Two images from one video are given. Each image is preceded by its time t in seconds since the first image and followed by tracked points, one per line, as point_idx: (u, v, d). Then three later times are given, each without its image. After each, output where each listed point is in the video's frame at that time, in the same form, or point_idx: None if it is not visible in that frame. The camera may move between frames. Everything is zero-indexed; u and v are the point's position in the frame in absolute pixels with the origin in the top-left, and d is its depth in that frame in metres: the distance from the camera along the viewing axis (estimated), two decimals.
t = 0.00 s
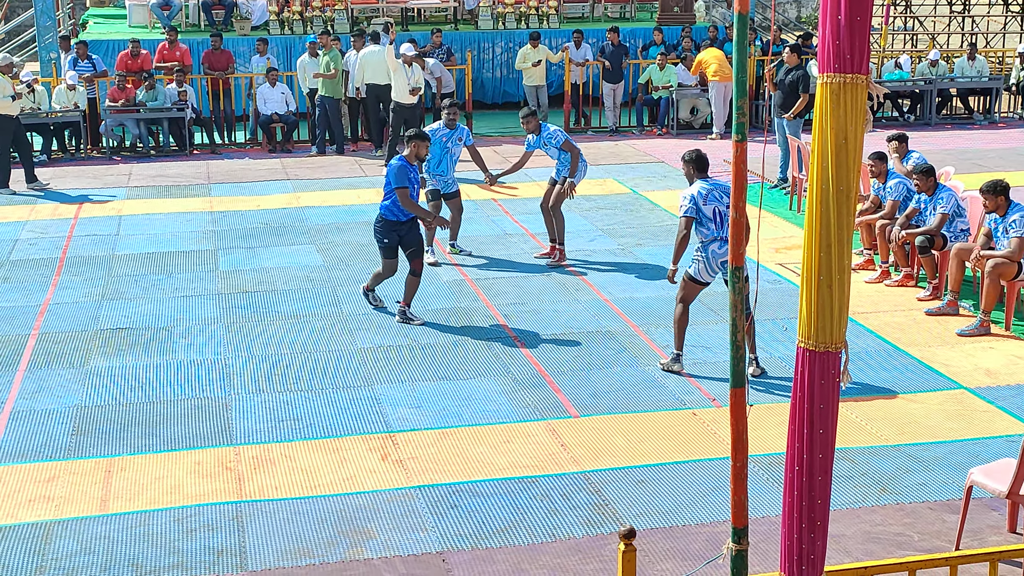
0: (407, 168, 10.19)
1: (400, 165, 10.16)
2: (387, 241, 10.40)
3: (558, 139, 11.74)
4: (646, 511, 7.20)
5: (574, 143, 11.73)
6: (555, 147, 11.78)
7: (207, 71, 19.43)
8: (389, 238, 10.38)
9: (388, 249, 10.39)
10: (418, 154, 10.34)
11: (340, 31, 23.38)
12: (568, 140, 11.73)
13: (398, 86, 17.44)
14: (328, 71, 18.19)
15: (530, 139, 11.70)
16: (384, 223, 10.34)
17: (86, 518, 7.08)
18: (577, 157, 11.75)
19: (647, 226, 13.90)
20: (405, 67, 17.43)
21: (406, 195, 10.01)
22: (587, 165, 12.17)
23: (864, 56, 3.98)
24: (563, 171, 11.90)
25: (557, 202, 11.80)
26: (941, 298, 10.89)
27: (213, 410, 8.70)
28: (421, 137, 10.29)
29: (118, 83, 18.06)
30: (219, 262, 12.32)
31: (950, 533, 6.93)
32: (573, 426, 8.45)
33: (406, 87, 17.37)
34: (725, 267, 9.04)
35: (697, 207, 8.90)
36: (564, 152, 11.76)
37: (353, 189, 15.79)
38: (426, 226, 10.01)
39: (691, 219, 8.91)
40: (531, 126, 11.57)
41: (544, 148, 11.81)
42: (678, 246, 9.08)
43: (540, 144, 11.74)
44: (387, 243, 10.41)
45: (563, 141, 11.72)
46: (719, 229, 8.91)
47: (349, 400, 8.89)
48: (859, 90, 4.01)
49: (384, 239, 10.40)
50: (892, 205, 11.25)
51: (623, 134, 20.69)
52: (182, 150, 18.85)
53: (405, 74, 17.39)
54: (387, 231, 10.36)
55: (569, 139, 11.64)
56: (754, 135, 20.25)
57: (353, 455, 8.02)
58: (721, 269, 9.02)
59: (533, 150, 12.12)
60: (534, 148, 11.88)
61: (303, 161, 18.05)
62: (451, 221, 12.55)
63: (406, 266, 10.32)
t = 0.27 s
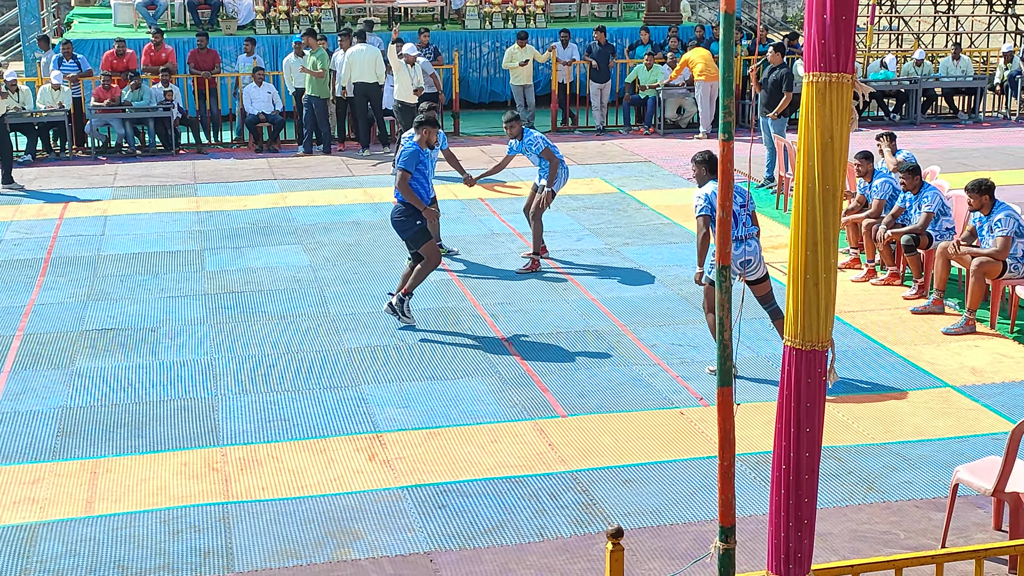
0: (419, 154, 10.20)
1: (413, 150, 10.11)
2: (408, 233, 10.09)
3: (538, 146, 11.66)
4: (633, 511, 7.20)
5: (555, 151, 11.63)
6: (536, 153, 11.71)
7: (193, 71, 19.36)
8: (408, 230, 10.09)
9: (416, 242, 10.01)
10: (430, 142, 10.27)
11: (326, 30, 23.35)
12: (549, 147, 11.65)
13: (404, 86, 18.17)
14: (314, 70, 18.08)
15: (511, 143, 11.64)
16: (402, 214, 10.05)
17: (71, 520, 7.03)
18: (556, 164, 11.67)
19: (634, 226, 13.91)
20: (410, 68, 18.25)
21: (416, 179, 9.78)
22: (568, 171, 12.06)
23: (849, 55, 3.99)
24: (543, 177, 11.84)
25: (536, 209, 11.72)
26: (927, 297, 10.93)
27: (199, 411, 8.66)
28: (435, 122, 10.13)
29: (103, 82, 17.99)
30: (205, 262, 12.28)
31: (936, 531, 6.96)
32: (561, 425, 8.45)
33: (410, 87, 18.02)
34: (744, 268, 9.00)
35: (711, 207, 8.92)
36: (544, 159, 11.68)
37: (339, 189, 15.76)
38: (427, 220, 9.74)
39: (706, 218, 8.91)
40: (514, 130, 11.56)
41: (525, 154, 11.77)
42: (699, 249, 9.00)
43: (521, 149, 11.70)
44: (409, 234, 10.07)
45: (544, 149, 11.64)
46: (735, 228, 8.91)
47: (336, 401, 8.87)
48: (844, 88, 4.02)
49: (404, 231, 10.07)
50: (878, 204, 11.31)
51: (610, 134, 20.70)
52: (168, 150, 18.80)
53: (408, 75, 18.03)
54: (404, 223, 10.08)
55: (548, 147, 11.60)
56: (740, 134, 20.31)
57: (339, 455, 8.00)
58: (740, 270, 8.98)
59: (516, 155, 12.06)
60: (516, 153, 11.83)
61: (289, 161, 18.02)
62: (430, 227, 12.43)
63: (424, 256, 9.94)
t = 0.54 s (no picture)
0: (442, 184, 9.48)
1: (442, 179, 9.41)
2: (435, 267, 9.36)
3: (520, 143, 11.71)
4: (616, 513, 7.20)
5: (536, 148, 11.69)
6: (516, 151, 11.74)
7: (175, 74, 19.32)
8: (435, 263, 9.38)
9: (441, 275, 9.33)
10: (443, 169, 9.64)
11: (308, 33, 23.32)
12: (530, 144, 11.71)
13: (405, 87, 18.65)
14: (299, 75, 17.92)
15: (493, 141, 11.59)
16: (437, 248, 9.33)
17: (53, 524, 7.01)
18: (538, 162, 11.73)
19: (617, 228, 13.92)
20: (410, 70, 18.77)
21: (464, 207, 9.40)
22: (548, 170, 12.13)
23: (832, 57, 3.98)
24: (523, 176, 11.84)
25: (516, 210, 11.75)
26: (909, 299, 10.94)
27: (183, 414, 8.64)
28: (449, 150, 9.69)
29: (85, 85, 17.93)
30: (187, 265, 12.26)
31: (918, 533, 6.97)
32: (544, 428, 8.45)
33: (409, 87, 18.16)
34: (762, 271, 9.20)
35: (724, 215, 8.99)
36: (525, 156, 11.71)
37: (322, 192, 15.74)
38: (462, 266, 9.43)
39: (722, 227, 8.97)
40: (494, 130, 11.51)
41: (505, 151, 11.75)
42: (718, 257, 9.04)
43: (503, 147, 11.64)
44: (437, 267, 9.35)
45: (525, 145, 11.70)
46: (748, 233, 9.06)
47: (320, 403, 8.86)
48: (827, 90, 4.02)
49: (435, 264, 9.33)
50: (860, 206, 11.37)
51: (593, 137, 20.72)
52: (150, 153, 18.77)
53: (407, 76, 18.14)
54: (434, 256, 9.34)
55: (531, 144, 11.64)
56: (723, 136, 20.34)
57: (323, 458, 7.99)
58: (759, 273, 9.18)
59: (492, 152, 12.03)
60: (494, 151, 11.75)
61: (272, 164, 17.99)
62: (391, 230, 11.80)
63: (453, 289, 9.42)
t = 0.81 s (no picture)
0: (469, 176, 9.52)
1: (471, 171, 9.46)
2: (467, 259, 9.33)
3: (510, 155, 11.69)
4: (605, 513, 7.21)
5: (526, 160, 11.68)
6: (506, 162, 11.72)
7: (164, 74, 19.30)
8: (467, 256, 9.36)
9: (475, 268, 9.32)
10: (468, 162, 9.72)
11: (297, 33, 23.30)
12: (520, 157, 11.70)
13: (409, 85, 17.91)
14: (284, 75, 17.94)
15: (484, 152, 11.60)
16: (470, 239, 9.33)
17: (41, 526, 6.99)
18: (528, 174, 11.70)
19: (606, 229, 13.92)
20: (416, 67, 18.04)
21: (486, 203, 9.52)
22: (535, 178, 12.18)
23: (817, 58, 3.98)
24: (512, 188, 11.81)
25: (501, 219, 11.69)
26: (897, 298, 10.99)
27: (171, 415, 8.63)
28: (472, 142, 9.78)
29: (73, 85, 17.85)
30: (176, 266, 12.24)
31: (907, 532, 6.98)
32: (533, 428, 8.45)
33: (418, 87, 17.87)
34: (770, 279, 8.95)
35: (734, 220, 8.88)
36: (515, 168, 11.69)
37: (311, 192, 15.73)
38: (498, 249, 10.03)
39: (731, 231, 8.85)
40: (483, 140, 11.49)
41: (495, 163, 11.74)
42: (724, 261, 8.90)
43: (492, 158, 11.67)
44: (471, 259, 9.34)
45: (515, 158, 11.68)
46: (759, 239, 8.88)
47: (308, 404, 8.86)
48: (812, 91, 4.01)
49: (469, 255, 9.31)
50: (849, 206, 11.39)
51: (582, 137, 20.74)
52: (138, 153, 18.74)
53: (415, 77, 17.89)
54: (467, 248, 9.33)
55: (517, 156, 11.63)
56: (712, 136, 20.36)
57: (312, 459, 7.97)
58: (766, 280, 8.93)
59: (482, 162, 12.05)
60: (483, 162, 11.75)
61: (260, 164, 17.98)
62: (375, 241, 11.60)
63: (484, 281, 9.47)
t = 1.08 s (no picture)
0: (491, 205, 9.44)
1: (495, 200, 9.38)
2: (502, 288, 9.29)
3: (493, 162, 11.72)
4: (595, 515, 7.21)
5: (510, 167, 11.69)
6: (490, 169, 11.75)
7: (153, 76, 19.30)
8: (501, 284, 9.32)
9: (509, 296, 9.31)
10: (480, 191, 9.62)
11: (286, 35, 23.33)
12: (504, 164, 11.68)
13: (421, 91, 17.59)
14: (272, 77, 17.97)
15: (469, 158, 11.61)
16: (503, 268, 9.28)
17: (30, 529, 6.98)
18: (511, 181, 11.75)
19: (595, 230, 13.93)
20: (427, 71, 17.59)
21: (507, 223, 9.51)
22: (521, 182, 12.21)
23: (805, 60, 3.98)
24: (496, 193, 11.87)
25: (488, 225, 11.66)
26: (886, 299, 10.99)
27: (161, 418, 8.62)
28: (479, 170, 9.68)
29: (62, 87, 17.77)
30: (165, 268, 12.23)
31: (896, 533, 6.98)
32: (523, 430, 8.45)
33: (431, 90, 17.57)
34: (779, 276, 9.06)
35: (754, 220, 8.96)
36: (499, 174, 11.72)
37: (300, 194, 15.71)
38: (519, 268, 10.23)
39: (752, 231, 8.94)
40: (468, 147, 11.49)
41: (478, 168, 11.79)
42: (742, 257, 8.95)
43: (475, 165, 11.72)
44: (506, 288, 9.30)
45: (499, 165, 11.68)
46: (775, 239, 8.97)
47: (298, 406, 8.85)
48: (801, 92, 4.02)
49: (504, 285, 9.28)
50: (838, 208, 11.44)
51: (572, 138, 20.76)
52: (127, 155, 18.73)
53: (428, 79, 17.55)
54: (502, 278, 9.28)
55: (504, 163, 11.63)
56: (701, 138, 20.40)
57: (302, 461, 7.97)
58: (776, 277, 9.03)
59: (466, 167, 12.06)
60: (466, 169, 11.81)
61: (250, 166, 17.97)
62: (363, 248, 11.60)
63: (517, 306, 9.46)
